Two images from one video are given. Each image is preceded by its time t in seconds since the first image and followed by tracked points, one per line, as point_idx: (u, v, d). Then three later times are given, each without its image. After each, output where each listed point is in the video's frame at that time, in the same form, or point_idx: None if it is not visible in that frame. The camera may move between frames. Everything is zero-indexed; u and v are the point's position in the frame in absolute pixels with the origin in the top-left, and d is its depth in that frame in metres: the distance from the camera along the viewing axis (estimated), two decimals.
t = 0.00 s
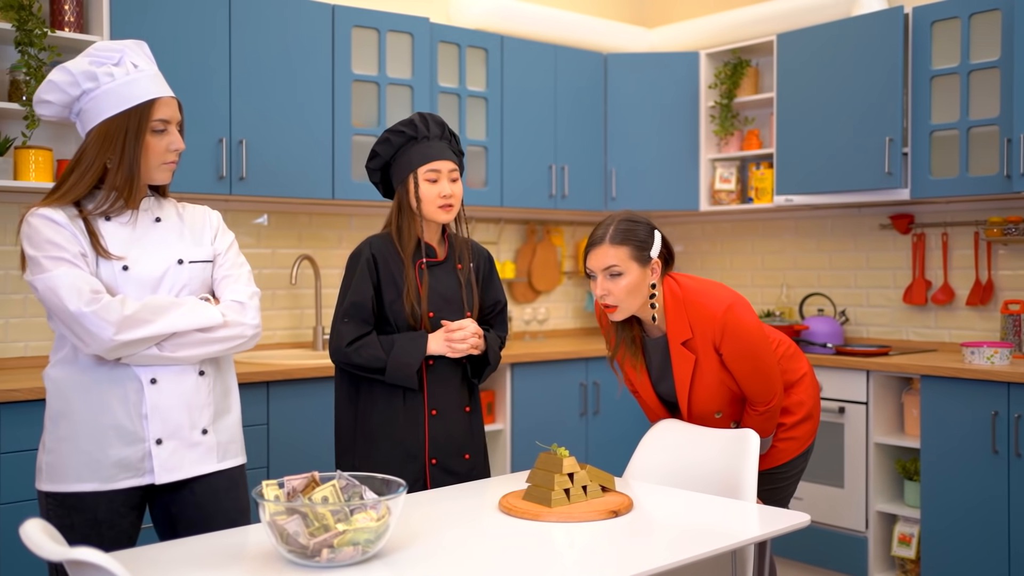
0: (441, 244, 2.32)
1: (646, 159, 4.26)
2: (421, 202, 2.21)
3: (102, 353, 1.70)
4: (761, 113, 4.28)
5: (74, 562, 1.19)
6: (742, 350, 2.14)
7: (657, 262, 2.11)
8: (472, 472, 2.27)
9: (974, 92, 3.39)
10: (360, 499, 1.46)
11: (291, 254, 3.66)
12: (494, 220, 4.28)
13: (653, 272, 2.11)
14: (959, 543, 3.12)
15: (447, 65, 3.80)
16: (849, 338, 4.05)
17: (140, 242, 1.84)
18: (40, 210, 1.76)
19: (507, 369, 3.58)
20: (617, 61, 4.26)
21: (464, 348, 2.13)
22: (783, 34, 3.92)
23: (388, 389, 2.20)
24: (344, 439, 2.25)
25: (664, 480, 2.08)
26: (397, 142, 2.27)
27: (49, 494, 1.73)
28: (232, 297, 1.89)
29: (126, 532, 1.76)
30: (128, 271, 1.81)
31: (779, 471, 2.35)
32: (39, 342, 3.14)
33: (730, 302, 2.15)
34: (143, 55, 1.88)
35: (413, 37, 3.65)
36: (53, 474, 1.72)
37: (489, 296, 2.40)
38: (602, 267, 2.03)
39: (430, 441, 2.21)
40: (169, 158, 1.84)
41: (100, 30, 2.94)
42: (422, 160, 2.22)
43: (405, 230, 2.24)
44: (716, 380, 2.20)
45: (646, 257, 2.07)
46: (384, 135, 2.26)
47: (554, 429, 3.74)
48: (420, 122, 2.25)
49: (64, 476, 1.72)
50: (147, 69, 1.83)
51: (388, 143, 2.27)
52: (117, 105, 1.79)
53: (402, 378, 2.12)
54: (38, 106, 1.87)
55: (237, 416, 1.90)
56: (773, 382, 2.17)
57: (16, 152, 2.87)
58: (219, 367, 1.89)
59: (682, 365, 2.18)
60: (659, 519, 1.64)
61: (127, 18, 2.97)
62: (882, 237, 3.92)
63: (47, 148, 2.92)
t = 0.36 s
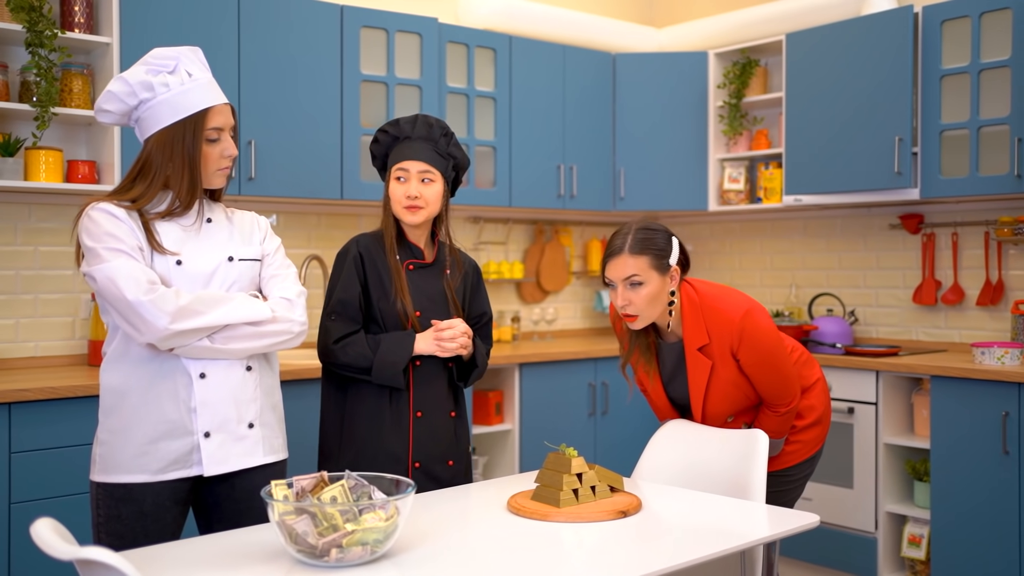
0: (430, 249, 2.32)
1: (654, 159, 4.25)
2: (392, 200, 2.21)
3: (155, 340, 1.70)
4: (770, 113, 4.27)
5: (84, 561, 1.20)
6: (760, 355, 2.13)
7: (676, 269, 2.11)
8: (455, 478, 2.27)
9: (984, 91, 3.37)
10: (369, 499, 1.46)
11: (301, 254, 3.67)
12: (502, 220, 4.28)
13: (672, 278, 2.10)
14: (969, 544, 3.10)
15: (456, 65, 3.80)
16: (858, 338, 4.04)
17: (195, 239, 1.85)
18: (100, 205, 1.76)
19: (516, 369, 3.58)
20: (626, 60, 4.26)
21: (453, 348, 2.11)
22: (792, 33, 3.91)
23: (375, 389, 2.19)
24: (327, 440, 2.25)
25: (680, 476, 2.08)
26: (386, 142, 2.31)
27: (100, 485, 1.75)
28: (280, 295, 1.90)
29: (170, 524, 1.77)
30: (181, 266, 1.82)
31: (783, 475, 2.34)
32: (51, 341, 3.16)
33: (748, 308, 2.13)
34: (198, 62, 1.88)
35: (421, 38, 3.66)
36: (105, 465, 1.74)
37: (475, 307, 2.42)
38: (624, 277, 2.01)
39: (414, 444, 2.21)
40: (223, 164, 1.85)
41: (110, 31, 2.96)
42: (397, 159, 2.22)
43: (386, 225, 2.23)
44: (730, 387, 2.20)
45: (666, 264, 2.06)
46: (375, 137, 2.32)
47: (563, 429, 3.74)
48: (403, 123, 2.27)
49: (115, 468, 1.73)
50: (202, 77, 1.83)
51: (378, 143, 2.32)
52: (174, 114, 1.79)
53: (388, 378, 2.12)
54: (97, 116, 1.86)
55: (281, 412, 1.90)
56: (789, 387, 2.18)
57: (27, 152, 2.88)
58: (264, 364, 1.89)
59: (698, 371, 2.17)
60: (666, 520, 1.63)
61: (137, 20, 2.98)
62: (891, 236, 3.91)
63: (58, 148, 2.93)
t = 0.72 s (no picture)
0: (422, 248, 2.32)
1: (659, 160, 4.25)
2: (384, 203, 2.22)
3: (163, 339, 1.70)
4: (775, 113, 4.26)
5: (90, 560, 1.20)
6: (792, 337, 2.18)
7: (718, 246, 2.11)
8: (458, 479, 2.28)
9: (990, 91, 3.37)
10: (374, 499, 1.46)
11: (305, 254, 3.68)
12: (507, 220, 4.28)
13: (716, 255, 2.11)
14: (975, 545, 3.10)
15: (461, 65, 3.80)
16: (863, 338, 4.03)
17: (204, 240, 1.85)
18: (109, 205, 1.77)
19: (520, 369, 3.58)
20: (630, 60, 4.26)
21: (456, 351, 2.12)
22: (797, 33, 3.91)
23: (378, 396, 2.19)
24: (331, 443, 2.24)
25: (685, 476, 2.07)
26: (374, 144, 2.30)
27: (108, 485, 1.75)
28: (286, 295, 1.90)
29: (176, 524, 1.77)
30: (189, 266, 1.82)
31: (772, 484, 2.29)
32: (57, 341, 3.16)
33: (788, 295, 2.19)
34: (212, 66, 1.88)
35: (426, 38, 3.66)
36: (113, 465, 1.75)
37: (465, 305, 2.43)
38: (669, 263, 2.03)
39: (421, 447, 2.21)
40: (234, 171, 1.86)
41: (115, 32, 2.97)
42: (390, 161, 2.23)
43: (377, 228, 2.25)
44: (751, 371, 2.20)
45: (709, 244, 2.06)
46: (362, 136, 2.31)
47: (567, 429, 3.74)
48: (392, 123, 2.26)
49: (123, 467, 1.74)
50: (219, 83, 1.83)
51: (366, 143, 2.32)
52: (191, 121, 1.79)
53: (393, 385, 2.12)
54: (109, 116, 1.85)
55: (288, 413, 1.90)
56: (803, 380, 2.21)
57: (33, 152, 2.88)
58: (271, 363, 1.89)
59: (730, 343, 2.19)
60: (671, 520, 1.63)
61: (142, 20, 2.98)
62: (897, 237, 3.90)
63: (63, 149, 2.94)
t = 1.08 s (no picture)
0: (428, 250, 2.33)
1: (661, 160, 4.25)
2: (412, 204, 2.22)
3: (160, 343, 1.71)
4: (778, 113, 4.26)
5: (92, 560, 1.20)
6: (810, 348, 2.20)
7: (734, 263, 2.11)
8: (468, 479, 2.27)
9: (992, 91, 3.36)
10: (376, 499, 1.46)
11: (307, 254, 3.68)
12: (509, 220, 4.28)
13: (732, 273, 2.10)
14: (977, 546, 3.09)
15: (463, 65, 3.80)
16: (866, 338, 4.03)
17: (204, 241, 1.85)
18: (110, 206, 1.77)
19: (522, 369, 3.58)
20: (632, 60, 4.26)
21: (465, 349, 2.12)
22: (798, 33, 3.90)
23: (386, 394, 2.19)
24: (336, 445, 2.24)
25: (686, 477, 2.07)
26: (390, 142, 2.25)
27: (108, 485, 1.75)
28: (286, 298, 1.90)
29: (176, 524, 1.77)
30: (189, 267, 1.82)
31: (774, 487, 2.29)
32: (59, 341, 3.17)
33: (809, 303, 2.21)
34: (208, 63, 1.88)
35: (428, 38, 3.66)
36: (113, 465, 1.75)
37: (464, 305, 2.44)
38: (687, 283, 2.02)
39: (428, 446, 2.21)
40: (227, 165, 1.85)
41: (117, 32, 2.97)
42: (415, 163, 2.23)
43: (394, 234, 2.24)
44: (769, 377, 2.21)
45: (726, 261, 2.05)
46: (376, 134, 2.25)
47: (569, 429, 3.74)
48: (414, 123, 2.25)
49: (123, 467, 1.74)
50: (213, 79, 1.84)
51: (380, 142, 2.25)
52: (181, 116, 1.80)
53: (402, 383, 2.11)
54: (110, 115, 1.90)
55: (288, 414, 1.90)
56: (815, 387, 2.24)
57: (35, 153, 2.89)
58: (271, 365, 1.89)
59: (754, 348, 2.18)
60: (673, 520, 1.63)
61: (144, 20, 2.99)
62: (899, 236, 3.90)
63: (65, 149, 2.94)
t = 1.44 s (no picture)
0: (418, 247, 2.32)
1: (664, 160, 4.25)
2: (412, 204, 2.23)
3: (163, 343, 1.71)
4: (780, 113, 4.26)
5: (95, 560, 1.20)
6: (813, 348, 2.20)
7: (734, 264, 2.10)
8: (457, 479, 2.27)
9: (995, 91, 3.36)
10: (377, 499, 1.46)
11: (309, 254, 3.68)
12: (511, 220, 4.29)
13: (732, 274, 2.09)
14: (979, 546, 3.09)
15: (465, 65, 3.80)
16: (868, 338, 4.03)
17: (207, 241, 1.85)
18: (115, 205, 1.78)
19: (524, 369, 3.58)
20: (634, 60, 4.26)
21: (453, 350, 2.12)
22: (800, 33, 3.90)
23: (375, 395, 2.19)
24: (328, 445, 2.24)
25: (688, 479, 2.07)
26: (388, 143, 2.25)
27: (109, 485, 1.76)
28: (290, 301, 1.90)
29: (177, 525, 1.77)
30: (193, 269, 1.82)
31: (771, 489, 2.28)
32: (61, 341, 3.17)
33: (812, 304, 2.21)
34: (207, 62, 1.88)
35: (430, 38, 3.66)
36: (114, 464, 1.76)
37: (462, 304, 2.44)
38: (686, 285, 2.01)
39: (417, 447, 2.21)
40: (218, 162, 1.82)
41: (120, 32, 2.97)
42: (413, 164, 2.23)
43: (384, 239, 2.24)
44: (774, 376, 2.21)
45: (725, 263, 2.04)
46: (372, 138, 2.24)
47: (571, 429, 3.74)
48: (409, 124, 2.26)
49: (124, 467, 1.75)
50: (207, 76, 1.84)
51: (377, 144, 2.25)
52: (170, 113, 1.81)
53: (388, 385, 2.11)
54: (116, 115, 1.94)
55: (289, 415, 1.90)
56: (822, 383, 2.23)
57: (37, 153, 2.89)
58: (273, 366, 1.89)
59: (758, 349, 2.18)
60: (675, 520, 1.63)
61: (146, 20, 2.99)
62: (901, 236, 3.90)
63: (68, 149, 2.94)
